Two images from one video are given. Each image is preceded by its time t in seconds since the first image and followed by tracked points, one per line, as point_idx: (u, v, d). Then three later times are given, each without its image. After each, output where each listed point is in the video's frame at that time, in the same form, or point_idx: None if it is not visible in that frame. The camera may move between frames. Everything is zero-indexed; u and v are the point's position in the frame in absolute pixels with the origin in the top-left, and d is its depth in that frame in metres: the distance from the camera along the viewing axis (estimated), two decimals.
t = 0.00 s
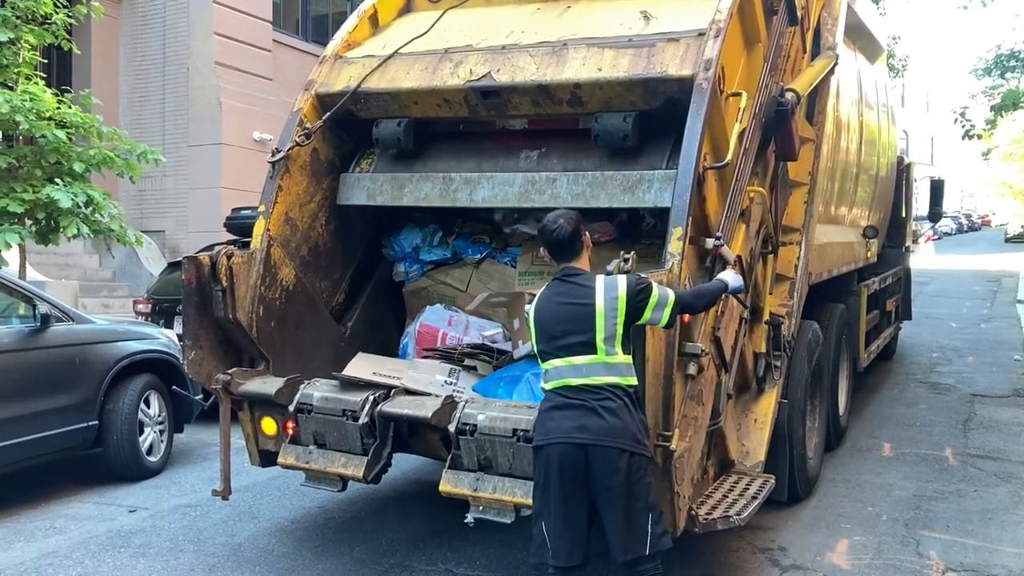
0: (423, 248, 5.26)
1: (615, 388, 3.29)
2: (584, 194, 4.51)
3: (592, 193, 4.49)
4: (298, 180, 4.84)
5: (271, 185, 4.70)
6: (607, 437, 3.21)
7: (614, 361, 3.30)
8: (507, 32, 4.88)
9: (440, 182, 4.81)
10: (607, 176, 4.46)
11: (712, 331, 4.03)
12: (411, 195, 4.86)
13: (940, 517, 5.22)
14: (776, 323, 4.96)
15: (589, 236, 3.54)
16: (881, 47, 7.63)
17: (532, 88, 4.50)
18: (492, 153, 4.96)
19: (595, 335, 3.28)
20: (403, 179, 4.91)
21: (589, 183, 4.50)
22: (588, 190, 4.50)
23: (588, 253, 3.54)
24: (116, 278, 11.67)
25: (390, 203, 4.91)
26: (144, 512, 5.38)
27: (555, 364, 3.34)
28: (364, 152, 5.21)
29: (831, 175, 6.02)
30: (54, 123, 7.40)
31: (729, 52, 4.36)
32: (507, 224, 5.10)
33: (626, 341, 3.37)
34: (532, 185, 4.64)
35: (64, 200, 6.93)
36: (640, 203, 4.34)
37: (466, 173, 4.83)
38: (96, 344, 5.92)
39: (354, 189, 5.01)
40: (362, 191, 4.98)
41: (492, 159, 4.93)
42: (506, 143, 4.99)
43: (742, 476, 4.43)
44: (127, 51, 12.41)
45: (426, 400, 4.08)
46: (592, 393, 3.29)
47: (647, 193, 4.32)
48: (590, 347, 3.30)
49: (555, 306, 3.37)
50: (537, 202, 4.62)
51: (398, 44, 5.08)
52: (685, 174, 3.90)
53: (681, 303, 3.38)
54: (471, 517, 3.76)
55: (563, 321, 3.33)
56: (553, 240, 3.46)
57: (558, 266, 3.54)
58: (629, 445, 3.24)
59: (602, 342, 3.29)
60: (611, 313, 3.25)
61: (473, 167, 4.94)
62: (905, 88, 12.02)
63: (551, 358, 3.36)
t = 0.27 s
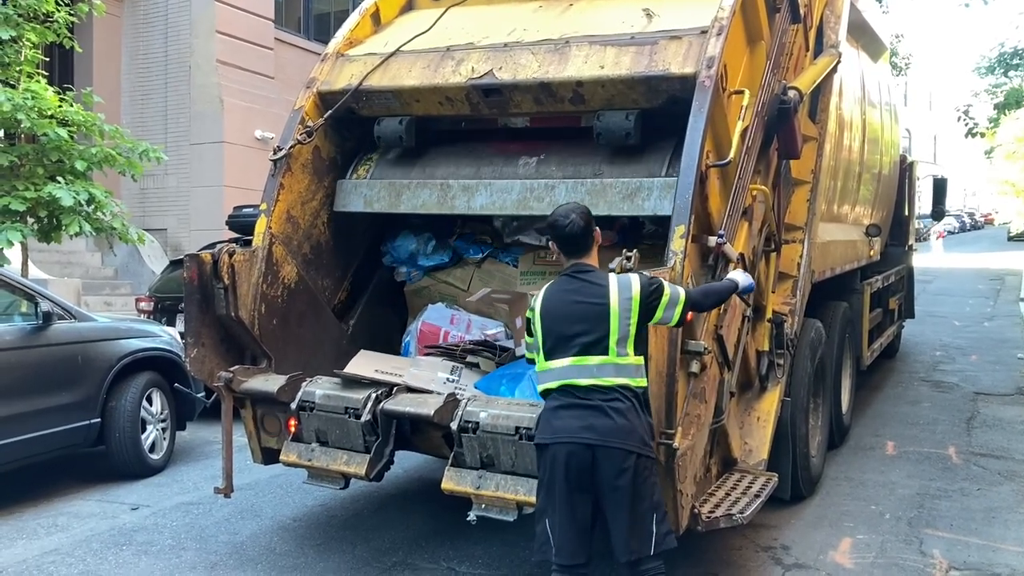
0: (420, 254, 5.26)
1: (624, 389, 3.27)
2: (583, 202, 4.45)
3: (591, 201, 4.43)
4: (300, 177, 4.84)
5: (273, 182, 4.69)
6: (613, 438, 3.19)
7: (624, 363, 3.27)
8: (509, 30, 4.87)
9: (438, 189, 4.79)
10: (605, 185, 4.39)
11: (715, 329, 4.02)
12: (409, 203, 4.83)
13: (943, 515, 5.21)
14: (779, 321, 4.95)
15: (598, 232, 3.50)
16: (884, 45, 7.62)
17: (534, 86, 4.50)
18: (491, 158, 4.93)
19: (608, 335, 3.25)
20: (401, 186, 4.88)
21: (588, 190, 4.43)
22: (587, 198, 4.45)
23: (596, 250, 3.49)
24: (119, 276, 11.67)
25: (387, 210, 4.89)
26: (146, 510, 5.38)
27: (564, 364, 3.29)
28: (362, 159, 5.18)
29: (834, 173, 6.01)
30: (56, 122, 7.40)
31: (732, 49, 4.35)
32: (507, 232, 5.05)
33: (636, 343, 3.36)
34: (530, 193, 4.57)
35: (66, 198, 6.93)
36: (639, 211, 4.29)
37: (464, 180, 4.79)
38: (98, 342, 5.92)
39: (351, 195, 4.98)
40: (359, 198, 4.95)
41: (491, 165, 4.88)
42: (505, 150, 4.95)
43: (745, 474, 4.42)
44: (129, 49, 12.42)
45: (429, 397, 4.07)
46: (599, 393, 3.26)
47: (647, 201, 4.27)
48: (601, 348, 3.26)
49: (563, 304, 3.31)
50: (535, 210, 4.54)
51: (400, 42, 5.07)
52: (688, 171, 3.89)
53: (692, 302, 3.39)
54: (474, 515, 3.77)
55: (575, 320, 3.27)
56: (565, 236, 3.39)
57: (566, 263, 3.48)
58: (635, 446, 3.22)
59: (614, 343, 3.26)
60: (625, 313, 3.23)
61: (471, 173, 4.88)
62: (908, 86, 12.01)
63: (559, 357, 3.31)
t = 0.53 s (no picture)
0: (419, 262, 5.19)
1: (635, 391, 3.26)
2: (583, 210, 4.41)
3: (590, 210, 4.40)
4: (303, 176, 4.84)
5: (276, 181, 4.69)
6: (624, 442, 3.17)
7: (637, 365, 3.25)
8: (511, 28, 4.86)
9: (436, 197, 4.74)
10: (605, 194, 4.36)
11: (717, 329, 4.01)
12: (406, 210, 4.80)
13: (945, 514, 5.21)
14: (782, 319, 4.94)
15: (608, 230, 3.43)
16: (887, 43, 7.61)
17: (537, 84, 4.49)
18: (490, 166, 4.85)
19: (623, 338, 3.21)
20: (399, 194, 4.83)
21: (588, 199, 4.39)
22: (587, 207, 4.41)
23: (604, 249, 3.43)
24: (121, 274, 11.68)
25: (385, 218, 4.85)
26: (148, 509, 5.38)
27: (577, 367, 3.23)
28: (360, 166, 5.15)
29: (837, 172, 6.00)
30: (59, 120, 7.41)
31: (735, 47, 4.34)
32: (507, 240, 4.98)
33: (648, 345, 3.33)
34: (530, 200, 4.53)
35: (69, 197, 6.94)
36: (638, 219, 4.27)
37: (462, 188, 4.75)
38: (100, 340, 5.92)
39: (348, 203, 4.94)
40: (357, 206, 4.91)
41: (489, 173, 4.81)
42: (503, 161, 4.88)
43: (747, 474, 4.41)
44: (132, 47, 12.42)
45: (431, 396, 4.07)
46: (611, 395, 3.24)
47: (647, 209, 4.26)
48: (615, 351, 3.22)
49: (575, 305, 3.24)
50: (533, 218, 4.51)
51: (402, 40, 5.07)
52: (691, 169, 3.88)
53: (703, 301, 3.38)
54: (476, 514, 3.76)
55: (589, 322, 3.21)
56: (579, 234, 3.31)
57: (574, 262, 3.40)
58: (646, 449, 3.21)
59: (629, 346, 3.22)
60: (639, 314, 3.21)
61: (469, 181, 4.81)
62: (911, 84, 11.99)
63: (572, 359, 3.25)
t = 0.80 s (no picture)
0: (419, 267, 5.16)
1: (654, 395, 3.19)
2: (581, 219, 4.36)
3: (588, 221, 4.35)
4: (305, 175, 4.84)
5: (278, 180, 4.70)
6: (646, 446, 3.10)
7: (658, 369, 3.18)
8: (514, 28, 4.86)
9: (434, 205, 4.70)
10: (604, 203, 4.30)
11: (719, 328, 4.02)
12: (404, 219, 4.76)
13: (948, 514, 5.20)
14: (784, 318, 4.95)
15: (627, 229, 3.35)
16: (890, 41, 7.61)
17: (539, 83, 4.50)
18: (487, 175, 4.82)
19: (647, 340, 3.14)
20: (396, 202, 4.79)
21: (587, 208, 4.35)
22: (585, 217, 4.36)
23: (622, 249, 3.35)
24: (124, 273, 11.70)
25: (382, 226, 4.80)
26: (151, 507, 5.39)
27: (600, 370, 3.13)
28: (358, 175, 5.11)
29: (839, 171, 6.00)
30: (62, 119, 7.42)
31: (737, 46, 4.34)
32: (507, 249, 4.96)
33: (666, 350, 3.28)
34: (528, 209, 4.49)
35: (72, 196, 6.95)
36: (636, 230, 4.20)
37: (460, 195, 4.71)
38: (103, 339, 5.93)
39: (346, 212, 4.90)
40: (354, 213, 4.87)
41: (487, 180, 4.78)
42: (501, 168, 4.86)
43: (749, 473, 4.42)
44: (135, 46, 12.44)
45: (433, 396, 4.08)
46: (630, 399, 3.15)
47: (645, 219, 4.20)
48: (639, 354, 3.14)
49: (598, 305, 3.12)
50: (531, 227, 4.46)
51: (405, 39, 5.07)
52: (693, 169, 3.88)
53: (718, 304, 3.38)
54: (478, 513, 3.77)
55: (614, 323, 3.12)
56: (604, 231, 3.22)
57: (593, 261, 3.30)
58: (665, 454, 3.15)
59: (652, 349, 3.16)
60: (662, 316, 3.17)
61: (466, 188, 4.78)
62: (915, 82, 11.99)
63: (594, 360, 3.14)
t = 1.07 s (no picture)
0: (418, 275, 5.15)
1: (677, 396, 3.20)
2: (579, 228, 4.33)
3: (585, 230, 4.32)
4: (308, 174, 4.84)
5: (281, 179, 4.69)
6: (670, 446, 3.10)
7: (683, 369, 3.19)
8: (516, 26, 4.85)
9: (431, 213, 4.66)
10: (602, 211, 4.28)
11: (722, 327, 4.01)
12: (402, 227, 4.72)
13: (952, 513, 5.20)
14: (787, 317, 4.94)
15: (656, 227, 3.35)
16: (893, 39, 7.59)
17: (542, 81, 4.49)
18: (486, 183, 4.75)
19: (675, 341, 3.16)
20: (394, 210, 4.76)
21: (585, 216, 4.32)
22: (582, 226, 4.33)
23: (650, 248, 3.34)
24: (127, 272, 11.71)
25: (381, 233, 4.77)
26: (154, 506, 5.39)
27: (629, 368, 3.11)
28: (355, 182, 5.07)
29: (842, 169, 5.99)
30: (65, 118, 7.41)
31: (740, 44, 4.33)
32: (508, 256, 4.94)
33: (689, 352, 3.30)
34: (526, 218, 4.44)
35: (75, 195, 6.95)
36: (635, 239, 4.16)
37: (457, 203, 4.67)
38: (106, 338, 5.93)
39: (343, 219, 4.86)
40: (352, 221, 4.84)
41: (485, 189, 4.71)
42: (499, 176, 4.78)
43: (751, 471, 4.41)
44: (137, 45, 12.44)
45: (436, 394, 4.08)
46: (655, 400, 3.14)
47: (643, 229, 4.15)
48: (667, 354, 3.15)
49: (631, 302, 3.10)
50: (529, 235, 4.42)
51: (407, 38, 5.06)
52: (697, 167, 3.88)
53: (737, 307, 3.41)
54: (481, 512, 3.76)
55: (646, 322, 3.11)
56: (638, 228, 3.20)
57: (622, 258, 3.27)
58: (685, 455, 3.17)
59: (679, 350, 3.17)
60: (692, 317, 3.19)
61: (465, 197, 4.70)
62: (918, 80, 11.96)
63: (624, 358, 3.12)
